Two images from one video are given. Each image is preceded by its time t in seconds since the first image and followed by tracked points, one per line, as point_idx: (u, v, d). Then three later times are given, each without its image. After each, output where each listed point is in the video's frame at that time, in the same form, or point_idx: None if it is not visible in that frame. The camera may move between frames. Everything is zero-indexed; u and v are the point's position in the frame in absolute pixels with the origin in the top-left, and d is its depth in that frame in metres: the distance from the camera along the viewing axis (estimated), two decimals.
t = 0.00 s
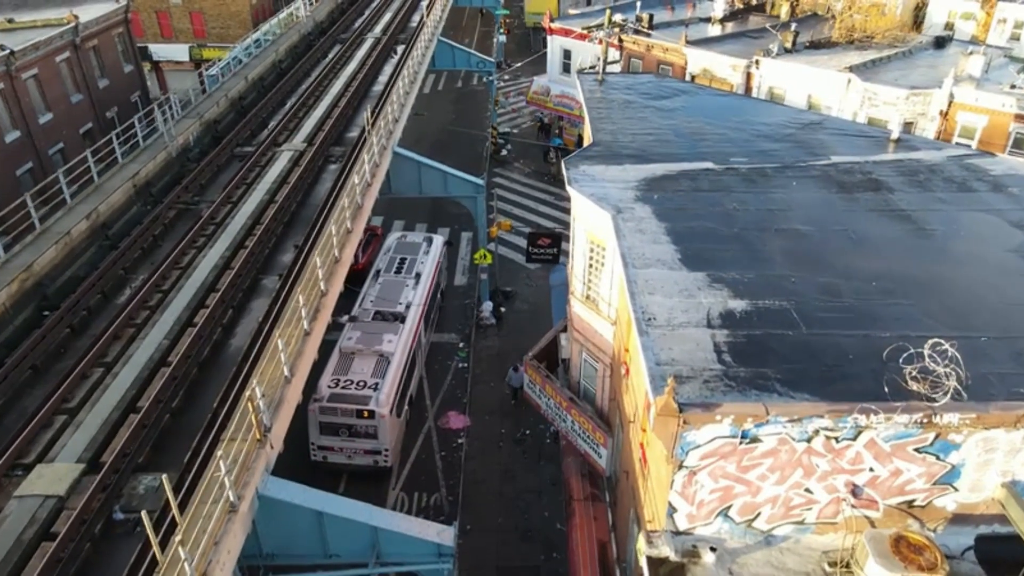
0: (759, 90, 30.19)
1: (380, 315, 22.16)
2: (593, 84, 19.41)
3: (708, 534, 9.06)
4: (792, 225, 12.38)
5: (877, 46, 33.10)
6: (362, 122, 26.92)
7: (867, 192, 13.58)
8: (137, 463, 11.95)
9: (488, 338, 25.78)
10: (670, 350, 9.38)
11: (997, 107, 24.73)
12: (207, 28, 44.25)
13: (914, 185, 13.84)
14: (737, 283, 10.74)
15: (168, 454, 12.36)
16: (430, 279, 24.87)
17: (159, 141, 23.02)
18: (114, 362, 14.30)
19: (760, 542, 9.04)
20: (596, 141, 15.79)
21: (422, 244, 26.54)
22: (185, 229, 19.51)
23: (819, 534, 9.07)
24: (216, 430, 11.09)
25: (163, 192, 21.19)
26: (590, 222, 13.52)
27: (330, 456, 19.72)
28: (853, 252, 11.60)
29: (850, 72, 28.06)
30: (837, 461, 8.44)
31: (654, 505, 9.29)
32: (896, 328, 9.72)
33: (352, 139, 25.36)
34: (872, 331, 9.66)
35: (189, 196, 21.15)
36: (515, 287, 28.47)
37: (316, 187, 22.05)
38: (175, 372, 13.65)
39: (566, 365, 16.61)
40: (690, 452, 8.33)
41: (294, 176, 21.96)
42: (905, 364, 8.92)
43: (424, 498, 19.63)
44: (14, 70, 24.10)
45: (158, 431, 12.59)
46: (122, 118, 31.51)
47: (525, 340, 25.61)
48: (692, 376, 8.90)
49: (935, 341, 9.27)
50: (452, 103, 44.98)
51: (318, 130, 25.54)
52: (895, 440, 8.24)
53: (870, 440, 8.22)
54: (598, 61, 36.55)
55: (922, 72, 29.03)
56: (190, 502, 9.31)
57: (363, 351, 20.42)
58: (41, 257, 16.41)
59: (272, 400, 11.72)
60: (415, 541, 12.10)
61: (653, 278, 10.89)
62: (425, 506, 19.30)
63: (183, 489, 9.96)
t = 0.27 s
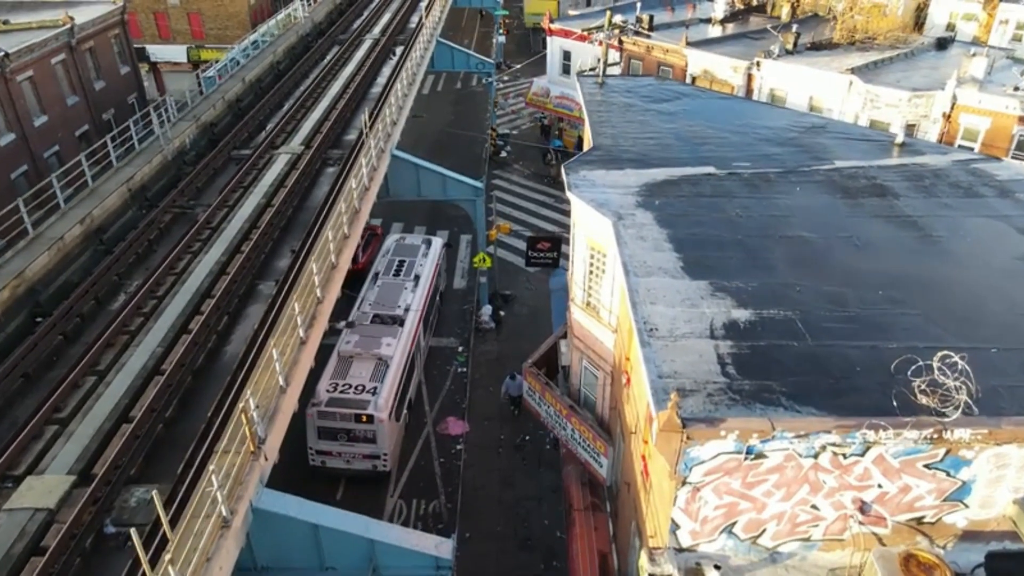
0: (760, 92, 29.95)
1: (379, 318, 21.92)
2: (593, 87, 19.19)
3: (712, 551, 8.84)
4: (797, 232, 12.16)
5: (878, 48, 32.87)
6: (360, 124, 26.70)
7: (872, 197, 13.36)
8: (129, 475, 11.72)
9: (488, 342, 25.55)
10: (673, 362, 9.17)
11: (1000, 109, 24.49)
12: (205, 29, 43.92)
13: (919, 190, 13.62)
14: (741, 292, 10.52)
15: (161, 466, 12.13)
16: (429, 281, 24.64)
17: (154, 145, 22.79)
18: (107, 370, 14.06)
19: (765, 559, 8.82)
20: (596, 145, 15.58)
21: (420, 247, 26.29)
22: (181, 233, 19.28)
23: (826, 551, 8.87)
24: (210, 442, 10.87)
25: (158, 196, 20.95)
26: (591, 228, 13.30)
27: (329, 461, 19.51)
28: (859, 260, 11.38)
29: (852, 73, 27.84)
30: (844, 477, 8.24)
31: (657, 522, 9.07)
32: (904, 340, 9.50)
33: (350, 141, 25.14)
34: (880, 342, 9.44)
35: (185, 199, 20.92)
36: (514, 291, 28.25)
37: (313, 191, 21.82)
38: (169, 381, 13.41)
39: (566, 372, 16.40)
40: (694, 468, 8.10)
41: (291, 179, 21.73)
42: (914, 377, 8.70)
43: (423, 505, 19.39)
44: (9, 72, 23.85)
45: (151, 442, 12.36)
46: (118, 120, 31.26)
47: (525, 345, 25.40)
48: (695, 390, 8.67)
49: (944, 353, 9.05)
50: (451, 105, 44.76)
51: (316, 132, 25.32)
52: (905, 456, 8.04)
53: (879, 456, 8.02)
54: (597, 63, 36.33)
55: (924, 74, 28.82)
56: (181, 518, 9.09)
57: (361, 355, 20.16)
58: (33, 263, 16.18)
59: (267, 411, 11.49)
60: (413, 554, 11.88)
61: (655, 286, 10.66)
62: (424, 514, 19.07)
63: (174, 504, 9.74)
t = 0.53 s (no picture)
0: (762, 94, 29.73)
1: (378, 319, 21.67)
2: (594, 89, 18.98)
3: (717, 568, 8.62)
4: (802, 239, 11.94)
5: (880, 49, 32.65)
6: (359, 127, 26.49)
7: (877, 203, 13.14)
8: (122, 486, 11.50)
9: (487, 347, 25.33)
10: (676, 375, 8.95)
11: (1005, 111, 24.19)
12: (203, 30, 43.58)
13: (925, 196, 13.40)
14: (746, 301, 10.30)
15: (155, 476, 11.91)
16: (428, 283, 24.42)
17: (150, 148, 22.57)
18: (100, 378, 13.84)
19: None
20: (597, 149, 15.37)
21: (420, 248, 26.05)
22: (176, 238, 19.06)
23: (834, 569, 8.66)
24: (203, 454, 10.66)
25: (155, 200, 20.73)
26: (592, 234, 13.08)
27: (328, 463, 19.40)
28: (865, 268, 11.16)
29: (854, 75, 27.62)
30: (853, 494, 8.03)
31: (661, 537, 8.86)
32: (913, 351, 9.28)
33: (349, 144, 24.92)
34: (888, 353, 9.22)
35: (181, 203, 20.69)
36: (514, 294, 28.04)
37: (311, 194, 21.59)
38: (163, 389, 13.19)
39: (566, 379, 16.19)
40: (698, 484, 7.88)
41: (289, 182, 21.50)
42: (923, 390, 8.49)
43: (422, 512, 19.15)
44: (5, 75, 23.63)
45: (145, 452, 12.14)
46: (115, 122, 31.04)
47: (525, 349, 25.19)
48: (699, 403, 8.46)
49: (955, 366, 8.84)
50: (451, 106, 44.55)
51: (314, 135, 25.10)
52: (915, 473, 7.83)
53: (888, 472, 7.80)
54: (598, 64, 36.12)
55: (927, 76, 28.61)
56: (173, 535, 8.89)
57: (361, 356, 19.91)
58: (26, 269, 15.98)
59: (261, 422, 11.27)
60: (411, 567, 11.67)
61: (658, 295, 10.45)
62: (424, 521, 18.85)
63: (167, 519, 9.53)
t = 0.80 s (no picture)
0: (763, 96, 29.51)
1: (378, 319, 21.45)
2: (594, 92, 18.78)
3: None
4: (806, 246, 11.73)
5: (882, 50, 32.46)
6: (358, 129, 26.29)
7: (883, 208, 12.93)
8: (114, 498, 11.28)
9: (487, 350, 25.13)
10: (679, 388, 8.74)
11: (1009, 113, 23.94)
12: (202, 31, 43.27)
13: (931, 201, 13.20)
14: (750, 311, 10.09)
15: (147, 487, 11.70)
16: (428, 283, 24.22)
17: (146, 151, 22.37)
18: (93, 386, 13.63)
19: None
20: (597, 153, 15.17)
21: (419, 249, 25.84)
22: (172, 242, 18.86)
23: None
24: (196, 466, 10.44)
25: (151, 204, 20.52)
26: (592, 240, 12.87)
27: (329, 464, 19.20)
28: (871, 275, 10.95)
29: (857, 77, 27.41)
30: (862, 511, 7.83)
31: (664, 553, 8.65)
32: (921, 362, 9.06)
33: (347, 146, 24.72)
34: (896, 365, 9.01)
35: (177, 207, 20.47)
36: (514, 298, 27.84)
37: (309, 197, 21.38)
38: (157, 398, 12.98)
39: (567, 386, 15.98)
40: (702, 501, 7.67)
41: (287, 186, 21.29)
42: (933, 404, 8.29)
43: (421, 519, 18.93)
44: None
45: (138, 462, 11.93)
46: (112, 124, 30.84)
47: (525, 353, 24.99)
48: (702, 417, 8.25)
49: (965, 379, 8.63)
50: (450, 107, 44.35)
51: (312, 137, 24.90)
52: (926, 490, 7.63)
53: (898, 489, 7.59)
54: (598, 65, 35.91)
55: (930, 77, 28.41)
56: (164, 551, 8.68)
57: (361, 356, 19.71)
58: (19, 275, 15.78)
59: (256, 433, 11.06)
60: None
61: (661, 304, 10.24)
62: (423, 528, 18.63)
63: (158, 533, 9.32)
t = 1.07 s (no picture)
0: (765, 98, 29.31)
1: (379, 318, 21.25)
2: (595, 94, 18.58)
3: None
4: (812, 252, 11.53)
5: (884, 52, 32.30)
6: (357, 131, 26.10)
7: (889, 214, 12.73)
8: (108, 509, 11.09)
9: (487, 354, 24.94)
10: (684, 400, 8.53)
11: (1013, 115, 23.61)
12: (201, 32, 43.11)
13: (938, 206, 13.00)
14: (755, 320, 9.89)
15: (142, 498, 11.50)
16: (428, 282, 24.04)
17: (143, 154, 22.19)
18: (88, 394, 13.43)
19: None
20: (599, 158, 14.97)
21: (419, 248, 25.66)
22: (169, 246, 18.65)
23: None
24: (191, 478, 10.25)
25: (148, 207, 20.33)
26: (594, 246, 12.67)
27: (331, 462, 18.94)
28: (878, 283, 10.75)
29: (859, 79, 27.21)
30: (872, 529, 7.63)
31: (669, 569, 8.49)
32: (931, 373, 8.85)
33: (347, 149, 24.52)
34: (906, 376, 8.81)
35: (175, 210, 20.28)
36: (514, 301, 27.65)
37: (308, 200, 21.17)
38: (152, 406, 12.77)
39: (568, 393, 15.77)
40: (708, 518, 7.50)
41: (285, 189, 21.09)
42: (945, 418, 8.09)
43: (421, 526, 18.71)
44: None
45: (132, 472, 11.73)
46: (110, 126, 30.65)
47: (525, 357, 24.80)
48: (708, 431, 8.05)
49: (977, 392, 8.43)
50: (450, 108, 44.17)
51: (311, 139, 24.71)
52: (938, 508, 7.44)
53: (909, 507, 7.40)
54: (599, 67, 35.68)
55: (933, 79, 28.22)
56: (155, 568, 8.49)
57: (362, 355, 19.53)
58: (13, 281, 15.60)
59: (252, 444, 10.87)
60: None
61: (664, 313, 10.05)
62: (422, 534, 18.44)
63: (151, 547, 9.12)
